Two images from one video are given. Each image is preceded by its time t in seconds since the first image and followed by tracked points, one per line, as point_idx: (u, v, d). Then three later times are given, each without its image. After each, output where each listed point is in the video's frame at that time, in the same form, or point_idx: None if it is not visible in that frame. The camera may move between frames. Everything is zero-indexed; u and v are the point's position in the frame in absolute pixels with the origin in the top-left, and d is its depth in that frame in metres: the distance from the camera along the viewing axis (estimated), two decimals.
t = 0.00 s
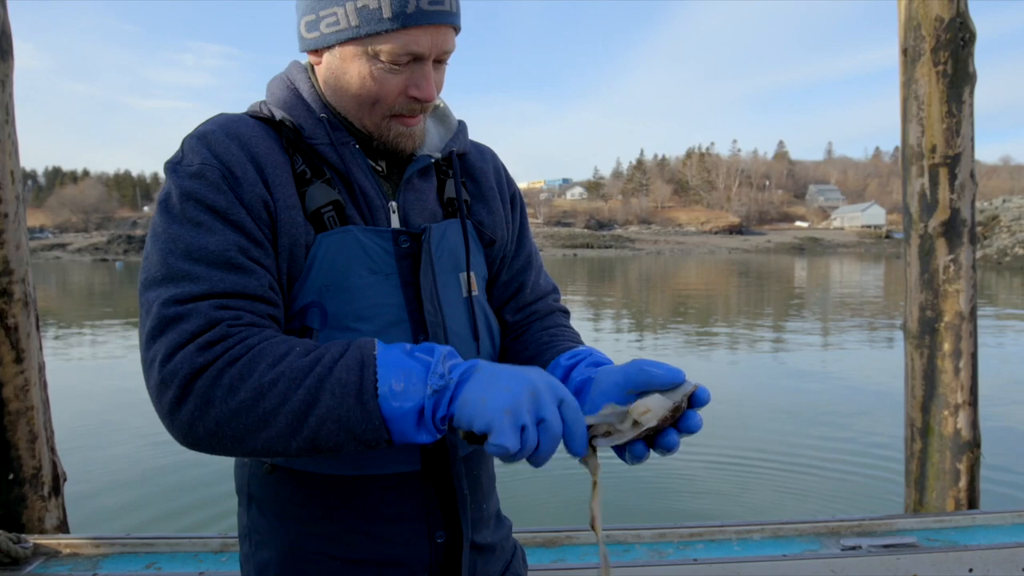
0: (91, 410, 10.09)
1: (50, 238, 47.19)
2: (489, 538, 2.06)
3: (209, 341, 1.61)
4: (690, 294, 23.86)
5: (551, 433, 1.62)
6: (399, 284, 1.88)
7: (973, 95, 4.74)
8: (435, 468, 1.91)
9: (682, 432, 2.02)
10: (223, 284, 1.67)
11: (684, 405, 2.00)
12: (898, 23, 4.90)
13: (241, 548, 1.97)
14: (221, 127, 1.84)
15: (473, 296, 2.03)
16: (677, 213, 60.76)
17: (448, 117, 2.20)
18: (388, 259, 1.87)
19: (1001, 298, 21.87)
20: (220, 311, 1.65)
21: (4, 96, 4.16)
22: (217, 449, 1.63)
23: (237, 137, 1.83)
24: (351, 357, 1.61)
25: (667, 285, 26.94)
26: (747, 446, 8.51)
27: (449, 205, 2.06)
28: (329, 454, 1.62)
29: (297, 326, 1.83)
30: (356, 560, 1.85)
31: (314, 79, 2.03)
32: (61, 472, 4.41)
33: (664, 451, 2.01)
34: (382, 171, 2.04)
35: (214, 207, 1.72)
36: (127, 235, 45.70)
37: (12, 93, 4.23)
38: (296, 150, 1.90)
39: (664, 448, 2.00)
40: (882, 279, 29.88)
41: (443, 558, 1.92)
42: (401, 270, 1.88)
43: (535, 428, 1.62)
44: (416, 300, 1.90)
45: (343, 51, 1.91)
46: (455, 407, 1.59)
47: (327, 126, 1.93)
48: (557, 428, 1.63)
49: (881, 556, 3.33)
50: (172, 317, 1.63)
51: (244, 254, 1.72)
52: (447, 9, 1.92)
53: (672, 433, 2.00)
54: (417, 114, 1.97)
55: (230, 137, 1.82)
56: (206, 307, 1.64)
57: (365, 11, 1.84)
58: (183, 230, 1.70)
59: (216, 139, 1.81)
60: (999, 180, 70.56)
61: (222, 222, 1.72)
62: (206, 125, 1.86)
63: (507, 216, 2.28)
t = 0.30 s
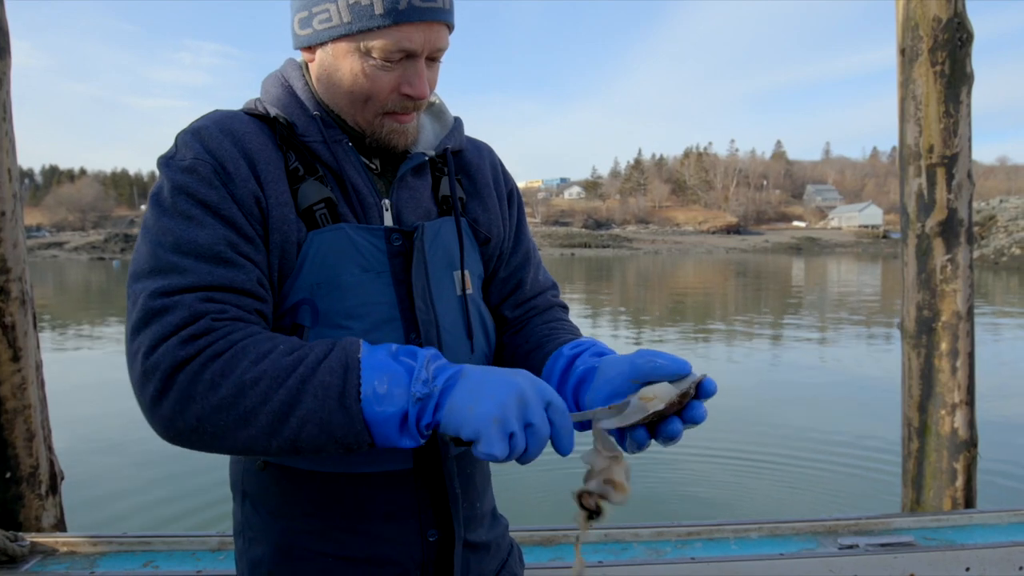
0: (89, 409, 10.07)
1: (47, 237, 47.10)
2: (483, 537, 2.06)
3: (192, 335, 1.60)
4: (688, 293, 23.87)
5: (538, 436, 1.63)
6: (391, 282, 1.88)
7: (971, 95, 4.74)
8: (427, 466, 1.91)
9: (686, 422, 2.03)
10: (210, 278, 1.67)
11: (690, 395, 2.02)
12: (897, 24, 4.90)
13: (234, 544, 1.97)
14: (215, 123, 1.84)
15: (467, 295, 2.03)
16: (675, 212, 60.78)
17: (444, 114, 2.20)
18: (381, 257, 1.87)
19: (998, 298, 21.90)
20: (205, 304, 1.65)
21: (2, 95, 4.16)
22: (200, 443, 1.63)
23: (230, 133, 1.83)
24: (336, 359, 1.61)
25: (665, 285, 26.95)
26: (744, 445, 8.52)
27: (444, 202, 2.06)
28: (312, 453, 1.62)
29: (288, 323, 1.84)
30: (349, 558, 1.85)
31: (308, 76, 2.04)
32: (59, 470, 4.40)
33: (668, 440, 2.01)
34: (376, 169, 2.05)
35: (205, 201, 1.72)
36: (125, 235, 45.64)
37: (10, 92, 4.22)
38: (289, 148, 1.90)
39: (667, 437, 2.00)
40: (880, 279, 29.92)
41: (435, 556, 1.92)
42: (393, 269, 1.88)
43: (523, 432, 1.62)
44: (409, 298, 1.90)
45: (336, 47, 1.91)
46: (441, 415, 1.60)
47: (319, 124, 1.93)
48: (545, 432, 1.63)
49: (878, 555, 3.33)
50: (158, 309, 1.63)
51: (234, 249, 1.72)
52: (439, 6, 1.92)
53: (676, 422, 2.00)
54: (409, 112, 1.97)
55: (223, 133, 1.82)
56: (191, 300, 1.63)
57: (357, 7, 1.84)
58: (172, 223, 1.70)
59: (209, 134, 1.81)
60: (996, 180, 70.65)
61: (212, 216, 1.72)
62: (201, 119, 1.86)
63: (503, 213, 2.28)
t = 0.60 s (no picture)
0: (88, 408, 10.06)
1: (45, 235, 47.05)
2: (479, 535, 2.06)
3: (202, 341, 1.61)
4: (688, 293, 23.87)
5: (548, 444, 1.65)
6: (389, 284, 1.87)
7: (970, 95, 4.74)
8: (424, 468, 1.90)
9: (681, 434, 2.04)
10: (217, 282, 1.67)
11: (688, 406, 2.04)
12: (896, 24, 4.90)
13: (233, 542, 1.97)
14: (213, 124, 1.83)
15: (464, 296, 2.03)
16: (674, 212, 60.79)
17: (443, 113, 2.19)
18: (379, 260, 1.87)
19: (997, 298, 21.90)
20: (213, 309, 1.65)
21: (3, 93, 4.15)
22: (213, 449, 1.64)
23: (229, 134, 1.82)
24: (348, 362, 1.60)
25: (665, 284, 26.96)
26: (743, 445, 8.52)
27: (442, 203, 2.06)
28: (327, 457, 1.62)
29: (287, 325, 1.85)
30: (346, 558, 1.86)
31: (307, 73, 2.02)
32: (59, 468, 4.40)
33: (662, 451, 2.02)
34: (374, 170, 2.04)
35: (207, 204, 1.72)
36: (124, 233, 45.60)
37: (11, 90, 4.22)
38: (287, 149, 1.90)
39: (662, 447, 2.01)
40: (879, 279, 29.94)
41: (432, 555, 1.92)
42: (391, 271, 1.88)
43: (535, 440, 1.63)
44: (407, 301, 1.89)
45: (342, 44, 1.90)
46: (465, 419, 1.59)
47: (320, 124, 1.92)
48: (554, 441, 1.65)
49: (877, 555, 3.33)
50: (166, 315, 1.63)
51: (238, 252, 1.72)
52: (449, 7, 1.92)
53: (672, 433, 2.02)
54: (412, 112, 1.97)
55: (222, 134, 1.82)
56: (199, 306, 1.64)
57: (368, 4, 1.83)
58: (175, 227, 1.70)
59: (208, 135, 1.80)
60: (995, 181, 70.73)
61: (215, 219, 1.72)
62: (199, 120, 1.85)
63: (501, 214, 2.28)
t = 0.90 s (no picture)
0: (87, 406, 10.07)
1: (45, 234, 47.11)
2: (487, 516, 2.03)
3: (308, 375, 1.52)
4: (686, 293, 23.93)
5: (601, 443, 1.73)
6: (422, 291, 1.79)
7: (970, 97, 4.76)
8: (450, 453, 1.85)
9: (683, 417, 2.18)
10: (298, 307, 1.56)
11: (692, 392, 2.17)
12: (896, 26, 4.91)
13: (242, 549, 1.79)
14: (251, 136, 1.63)
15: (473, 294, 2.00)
16: (674, 213, 60.88)
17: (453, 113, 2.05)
18: (411, 265, 1.77)
19: (995, 300, 21.95)
20: (305, 338, 1.55)
21: (3, 91, 4.16)
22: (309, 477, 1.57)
23: (273, 146, 1.64)
24: (448, 386, 1.58)
25: (663, 285, 27.01)
26: (742, 445, 8.53)
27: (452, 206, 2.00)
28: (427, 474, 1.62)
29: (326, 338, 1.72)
30: (381, 552, 1.76)
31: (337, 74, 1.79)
32: (58, 468, 4.41)
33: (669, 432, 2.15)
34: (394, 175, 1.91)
35: (273, 226, 1.57)
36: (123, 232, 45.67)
37: (11, 89, 4.22)
38: (323, 158, 1.73)
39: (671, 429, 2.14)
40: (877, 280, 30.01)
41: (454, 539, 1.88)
42: (423, 277, 1.79)
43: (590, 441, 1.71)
44: (439, 307, 1.82)
45: (405, 55, 1.70)
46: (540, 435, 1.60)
47: (366, 135, 1.74)
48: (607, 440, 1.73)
49: (876, 555, 3.34)
50: (258, 350, 1.50)
51: (308, 274, 1.60)
52: (511, 34, 1.81)
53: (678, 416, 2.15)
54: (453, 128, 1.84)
55: (265, 146, 1.63)
56: (293, 337, 1.53)
57: (449, 26, 1.67)
58: (244, 253, 1.54)
59: (253, 148, 1.61)
60: (994, 182, 70.84)
61: (282, 242, 1.58)
62: (229, 130, 1.64)
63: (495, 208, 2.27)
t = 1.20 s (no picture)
0: (85, 406, 10.07)
1: (43, 232, 47.14)
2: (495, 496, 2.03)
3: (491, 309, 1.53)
4: (684, 293, 23.97)
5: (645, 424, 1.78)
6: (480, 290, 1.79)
7: (967, 98, 4.77)
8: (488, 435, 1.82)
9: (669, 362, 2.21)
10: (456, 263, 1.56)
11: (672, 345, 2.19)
12: (895, 27, 4.91)
13: (292, 539, 1.69)
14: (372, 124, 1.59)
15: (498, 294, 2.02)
16: (672, 213, 60.95)
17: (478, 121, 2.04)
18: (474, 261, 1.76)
19: (992, 300, 21.98)
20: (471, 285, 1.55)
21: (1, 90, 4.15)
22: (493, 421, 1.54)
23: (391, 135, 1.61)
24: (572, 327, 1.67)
25: (662, 285, 27.06)
26: (740, 445, 8.53)
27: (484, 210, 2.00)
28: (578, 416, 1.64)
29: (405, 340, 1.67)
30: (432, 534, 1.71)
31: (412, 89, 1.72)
32: (56, 467, 4.41)
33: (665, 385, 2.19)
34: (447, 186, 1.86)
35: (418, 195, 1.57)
36: (121, 232, 45.69)
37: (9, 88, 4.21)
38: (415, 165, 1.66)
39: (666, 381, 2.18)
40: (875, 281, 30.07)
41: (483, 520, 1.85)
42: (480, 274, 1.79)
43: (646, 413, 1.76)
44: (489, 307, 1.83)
45: (489, 81, 1.67)
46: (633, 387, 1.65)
47: (446, 151, 1.69)
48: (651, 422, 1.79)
49: (874, 555, 3.34)
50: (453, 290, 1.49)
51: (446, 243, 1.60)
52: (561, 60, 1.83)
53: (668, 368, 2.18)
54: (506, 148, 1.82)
55: (388, 133, 1.60)
56: (467, 280, 1.53)
57: (531, 57, 1.66)
58: (405, 214, 1.52)
59: (381, 131, 1.59)
60: (992, 183, 71.00)
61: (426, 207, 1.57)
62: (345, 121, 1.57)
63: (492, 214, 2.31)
